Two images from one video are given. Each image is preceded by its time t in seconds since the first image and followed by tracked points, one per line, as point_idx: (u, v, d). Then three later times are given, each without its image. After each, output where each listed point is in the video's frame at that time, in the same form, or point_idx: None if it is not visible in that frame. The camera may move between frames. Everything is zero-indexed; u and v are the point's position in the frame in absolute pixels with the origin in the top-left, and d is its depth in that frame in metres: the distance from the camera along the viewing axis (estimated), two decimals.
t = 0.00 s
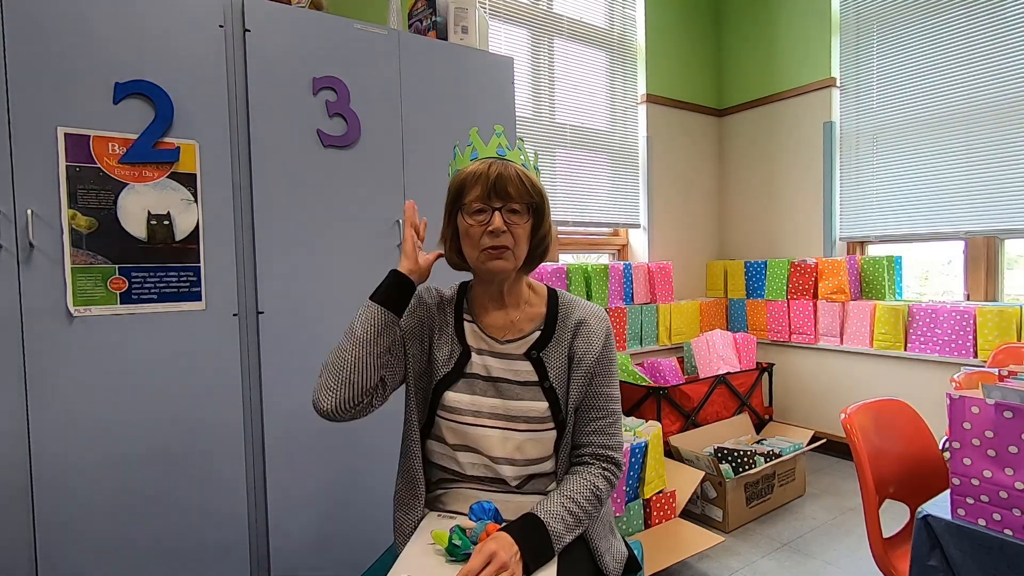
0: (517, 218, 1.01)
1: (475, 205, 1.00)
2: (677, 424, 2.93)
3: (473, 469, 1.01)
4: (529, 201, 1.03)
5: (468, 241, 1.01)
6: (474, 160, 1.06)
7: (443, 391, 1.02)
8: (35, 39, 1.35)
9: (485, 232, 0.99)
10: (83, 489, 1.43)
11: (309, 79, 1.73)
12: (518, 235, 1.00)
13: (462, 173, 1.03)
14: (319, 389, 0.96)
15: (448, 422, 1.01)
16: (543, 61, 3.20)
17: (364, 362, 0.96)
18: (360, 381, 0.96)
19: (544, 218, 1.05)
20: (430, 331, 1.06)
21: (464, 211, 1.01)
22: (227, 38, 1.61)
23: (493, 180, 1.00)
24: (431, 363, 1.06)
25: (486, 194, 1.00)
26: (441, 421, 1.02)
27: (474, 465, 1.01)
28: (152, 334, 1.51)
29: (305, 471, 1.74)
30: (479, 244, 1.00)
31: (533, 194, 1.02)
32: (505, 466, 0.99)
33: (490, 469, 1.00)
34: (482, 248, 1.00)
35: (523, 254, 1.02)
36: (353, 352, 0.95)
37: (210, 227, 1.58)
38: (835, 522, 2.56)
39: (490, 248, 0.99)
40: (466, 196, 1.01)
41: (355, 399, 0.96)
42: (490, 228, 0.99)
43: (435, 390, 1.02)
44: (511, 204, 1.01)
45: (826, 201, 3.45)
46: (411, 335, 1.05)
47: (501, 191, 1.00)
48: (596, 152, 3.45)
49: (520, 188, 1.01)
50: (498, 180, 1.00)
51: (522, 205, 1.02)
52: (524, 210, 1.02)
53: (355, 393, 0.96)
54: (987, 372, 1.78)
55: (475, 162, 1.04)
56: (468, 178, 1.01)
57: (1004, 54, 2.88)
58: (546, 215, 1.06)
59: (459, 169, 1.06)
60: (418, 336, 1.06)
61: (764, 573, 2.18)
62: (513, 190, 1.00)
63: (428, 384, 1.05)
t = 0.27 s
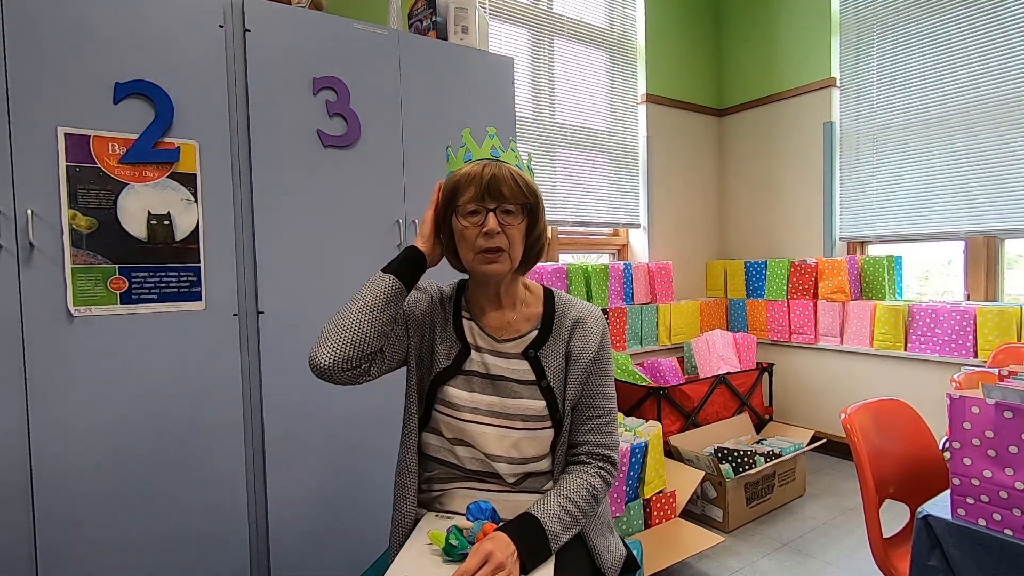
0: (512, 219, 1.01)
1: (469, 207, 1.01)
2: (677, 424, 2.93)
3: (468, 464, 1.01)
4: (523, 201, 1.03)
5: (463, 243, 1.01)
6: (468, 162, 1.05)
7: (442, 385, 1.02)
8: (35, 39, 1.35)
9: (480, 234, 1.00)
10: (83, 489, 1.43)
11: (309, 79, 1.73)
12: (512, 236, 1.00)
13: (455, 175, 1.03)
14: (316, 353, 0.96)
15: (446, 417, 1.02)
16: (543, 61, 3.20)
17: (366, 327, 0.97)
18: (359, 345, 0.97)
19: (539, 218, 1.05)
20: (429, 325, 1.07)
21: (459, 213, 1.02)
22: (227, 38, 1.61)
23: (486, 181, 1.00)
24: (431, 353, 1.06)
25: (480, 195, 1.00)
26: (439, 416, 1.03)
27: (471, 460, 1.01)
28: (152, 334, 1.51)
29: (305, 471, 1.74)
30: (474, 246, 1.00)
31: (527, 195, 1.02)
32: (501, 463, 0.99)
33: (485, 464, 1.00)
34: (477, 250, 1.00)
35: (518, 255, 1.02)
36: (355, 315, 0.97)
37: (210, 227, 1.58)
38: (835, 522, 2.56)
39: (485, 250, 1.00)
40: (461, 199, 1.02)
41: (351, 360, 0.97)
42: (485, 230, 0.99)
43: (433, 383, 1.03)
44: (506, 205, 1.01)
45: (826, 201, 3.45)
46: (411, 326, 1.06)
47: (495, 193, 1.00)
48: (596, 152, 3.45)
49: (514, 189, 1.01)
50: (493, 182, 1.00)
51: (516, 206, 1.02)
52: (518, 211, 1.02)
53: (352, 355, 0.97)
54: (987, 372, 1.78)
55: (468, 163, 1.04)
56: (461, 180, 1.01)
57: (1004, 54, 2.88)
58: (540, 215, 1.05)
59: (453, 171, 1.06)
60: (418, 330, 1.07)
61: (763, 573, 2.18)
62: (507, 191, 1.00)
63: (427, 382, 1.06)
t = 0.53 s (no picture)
0: (512, 216, 1.01)
1: (470, 205, 1.01)
2: (677, 424, 2.93)
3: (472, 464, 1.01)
4: (523, 199, 1.03)
5: (465, 242, 1.01)
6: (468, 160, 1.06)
7: (443, 385, 1.02)
8: (35, 39, 1.35)
9: (481, 232, 0.99)
10: (83, 489, 1.43)
11: (309, 79, 1.73)
12: (513, 233, 1.01)
13: (455, 174, 1.03)
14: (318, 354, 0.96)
15: (449, 417, 1.02)
16: (543, 61, 3.20)
17: (366, 331, 0.97)
18: (360, 350, 0.97)
19: (539, 215, 1.06)
20: (430, 326, 1.07)
21: (459, 211, 1.02)
22: (227, 38, 1.61)
23: (486, 179, 1.00)
24: (431, 354, 1.06)
25: (480, 193, 1.00)
26: (441, 416, 1.03)
27: (473, 459, 1.01)
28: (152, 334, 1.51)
29: (305, 471, 1.74)
30: (476, 244, 1.00)
31: (527, 192, 1.02)
32: (502, 462, 0.99)
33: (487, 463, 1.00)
34: (478, 248, 1.00)
35: (518, 252, 1.02)
36: (356, 316, 0.97)
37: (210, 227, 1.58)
38: (835, 522, 2.56)
39: (485, 248, 1.00)
40: (461, 197, 1.01)
41: (352, 363, 0.97)
42: (486, 227, 0.99)
43: (434, 384, 1.03)
44: (506, 203, 1.01)
45: (826, 201, 3.45)
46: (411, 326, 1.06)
47: (495, 190, 1.00)
48: (596, 152, 3.45)
49: (514, 187, 1.01)
50: (492, 179, 1.00)
51: (516, 203, 1.02)
52: (519, 208, 1.02)
53: (353, 358, 0.96)
54: (987, 372, 1.78)
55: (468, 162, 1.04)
56: (461, 179, 1.01)
57: (1004, 54, 2.88)
58: (540, 212, 1.06)
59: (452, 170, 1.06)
60: (419, 332, 1.06)
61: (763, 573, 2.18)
62: (507, 188, 1.00)
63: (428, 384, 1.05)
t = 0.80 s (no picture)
0: (515, 216, 1.01)
1: (472, 206, 1.01)
2: (677, 424, 2.93)
3: (475, 478, 1.00)
4: (526, 199, 1.03)
5: (467, 242, 1.01)
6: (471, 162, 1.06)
7: (446, 399, 1.02)
8: (35, 40, 1.35)
9: (483, 232, 0.99)
10: (83, 489, 1.43)
11: (309, 79, 1.73)
12: (516, 234, 1.00)
13: (458, 175, 1.03)
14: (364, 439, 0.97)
15: (450, 429, 1.01)
16: (543, 61, 3.20)
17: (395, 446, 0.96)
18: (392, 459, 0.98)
19: (542, 215, 1.05)
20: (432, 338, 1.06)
21: (462, 213, 1.02)
22: (227, 38, 1.61)
23: (488, 180, 1.01)
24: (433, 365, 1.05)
25: (483, 194, 1.01)
26: (445, 430, 1.02)
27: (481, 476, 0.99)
28: (152, 334, 1.51)
29: (305, 471, 1.74)
30: (478, 245, 1.00)
31: (529, 192, 1.02)
32: (506, 470, 0.99)
33: (491, 476, 0.99)
34: (481, 249, 1.00)
35: (522, 253, 1.02)
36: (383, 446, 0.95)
37: (210, 227, 1.58)
38: (835, 522, 2.56)
39: (488, 248, 1.00)
40: (464, 197, 1.02)
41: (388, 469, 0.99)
42: (488, 228, 0.99)
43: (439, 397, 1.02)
44: (508, 203, 1.01)
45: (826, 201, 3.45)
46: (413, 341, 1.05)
47: (498, 191, 1.01)
48: (596, 152, 3.45)
49: (516, 187, 1.01)
50: (494, 180, 1.01)
51: (520, 204, 1.02)
52: (522, 208, 1.02)
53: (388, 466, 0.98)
54: (988, 372, 1.78)
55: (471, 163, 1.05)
56: (464, 180, 1.02)
57: (1004, 54, 2.88)
58: (544, 213, 1.05)
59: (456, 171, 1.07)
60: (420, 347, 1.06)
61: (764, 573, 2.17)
62: (509, 189, 1.01)
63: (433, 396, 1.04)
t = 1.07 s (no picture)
0: (511, 214, 1.01)
1: (469, 202, 1.02)
2: (677, 424, 2.93)
3: (479, 489, 1.01)
4: (523, 198, 1.04)
5: (462, 237, 1.02)
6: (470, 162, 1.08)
7: (445, 414, 1.02)
8: (34, 39, 1.35)
9: (478, 227, 1.00)
10: (82, 489, 1.43)
11: (309, 79, 1.73)
12: (511, 231, 1.00)
13: (456, 173, 1.05)
14: (410, 512, 0.99)
15: (453, 443, 1.02)
16: (543, 61, 3.20)
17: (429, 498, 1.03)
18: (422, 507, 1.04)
19: (539, 215, 1.06)
20: (430, 352, 1.05)
21: (459, 209, 1.03)
22: (227, 38, 1.61)
23: (485, 176, 1.02)
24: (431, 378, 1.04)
25: (480, 190, 1.02)
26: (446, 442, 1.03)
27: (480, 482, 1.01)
28: (152, 334, 1.51)
29: (305, 471, 1.75)
30: (472, 239, 1.00)
31: (526, 191, 1.03)
32: (508, 480, 1.00)
33: (495, 486, 1.00)
34: (475, 244, 1.00)
35: (517, 251, 1.01)
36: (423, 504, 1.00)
37: (210, 227, 1.58)
38: (836, 522, 2.56)
39: (482, 243, 0.99)
40: (461, 193, 1.03)
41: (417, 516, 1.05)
42: (483, 222, 0.99)
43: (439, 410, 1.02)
44: (504, 200, 1.02)
45: (826, 200, 3.45)
46: (412, 359, 1.05)
47: (495, 189, 1.02)
48: (596, 152, 3.45)
49: (513, 185, 1.03)
50: (491, 177, 1.02)
51: (516, 201, 1.02)
52: (518, 206, 1.02)
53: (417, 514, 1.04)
54: (988, 373, 1.78)
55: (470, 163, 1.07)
56: (462, 177, 1.04)
57: (1004, 54, 2.88)
58: (541, 213, 1.06)
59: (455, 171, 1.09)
60: (419, 362, 1.05)
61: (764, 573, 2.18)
62: (506, 186, 1.02)
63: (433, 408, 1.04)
